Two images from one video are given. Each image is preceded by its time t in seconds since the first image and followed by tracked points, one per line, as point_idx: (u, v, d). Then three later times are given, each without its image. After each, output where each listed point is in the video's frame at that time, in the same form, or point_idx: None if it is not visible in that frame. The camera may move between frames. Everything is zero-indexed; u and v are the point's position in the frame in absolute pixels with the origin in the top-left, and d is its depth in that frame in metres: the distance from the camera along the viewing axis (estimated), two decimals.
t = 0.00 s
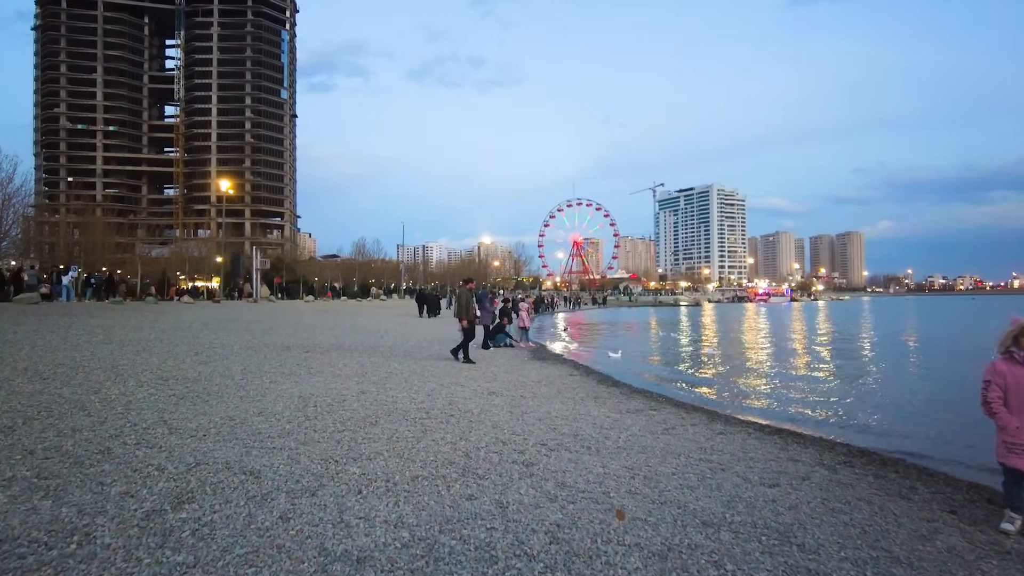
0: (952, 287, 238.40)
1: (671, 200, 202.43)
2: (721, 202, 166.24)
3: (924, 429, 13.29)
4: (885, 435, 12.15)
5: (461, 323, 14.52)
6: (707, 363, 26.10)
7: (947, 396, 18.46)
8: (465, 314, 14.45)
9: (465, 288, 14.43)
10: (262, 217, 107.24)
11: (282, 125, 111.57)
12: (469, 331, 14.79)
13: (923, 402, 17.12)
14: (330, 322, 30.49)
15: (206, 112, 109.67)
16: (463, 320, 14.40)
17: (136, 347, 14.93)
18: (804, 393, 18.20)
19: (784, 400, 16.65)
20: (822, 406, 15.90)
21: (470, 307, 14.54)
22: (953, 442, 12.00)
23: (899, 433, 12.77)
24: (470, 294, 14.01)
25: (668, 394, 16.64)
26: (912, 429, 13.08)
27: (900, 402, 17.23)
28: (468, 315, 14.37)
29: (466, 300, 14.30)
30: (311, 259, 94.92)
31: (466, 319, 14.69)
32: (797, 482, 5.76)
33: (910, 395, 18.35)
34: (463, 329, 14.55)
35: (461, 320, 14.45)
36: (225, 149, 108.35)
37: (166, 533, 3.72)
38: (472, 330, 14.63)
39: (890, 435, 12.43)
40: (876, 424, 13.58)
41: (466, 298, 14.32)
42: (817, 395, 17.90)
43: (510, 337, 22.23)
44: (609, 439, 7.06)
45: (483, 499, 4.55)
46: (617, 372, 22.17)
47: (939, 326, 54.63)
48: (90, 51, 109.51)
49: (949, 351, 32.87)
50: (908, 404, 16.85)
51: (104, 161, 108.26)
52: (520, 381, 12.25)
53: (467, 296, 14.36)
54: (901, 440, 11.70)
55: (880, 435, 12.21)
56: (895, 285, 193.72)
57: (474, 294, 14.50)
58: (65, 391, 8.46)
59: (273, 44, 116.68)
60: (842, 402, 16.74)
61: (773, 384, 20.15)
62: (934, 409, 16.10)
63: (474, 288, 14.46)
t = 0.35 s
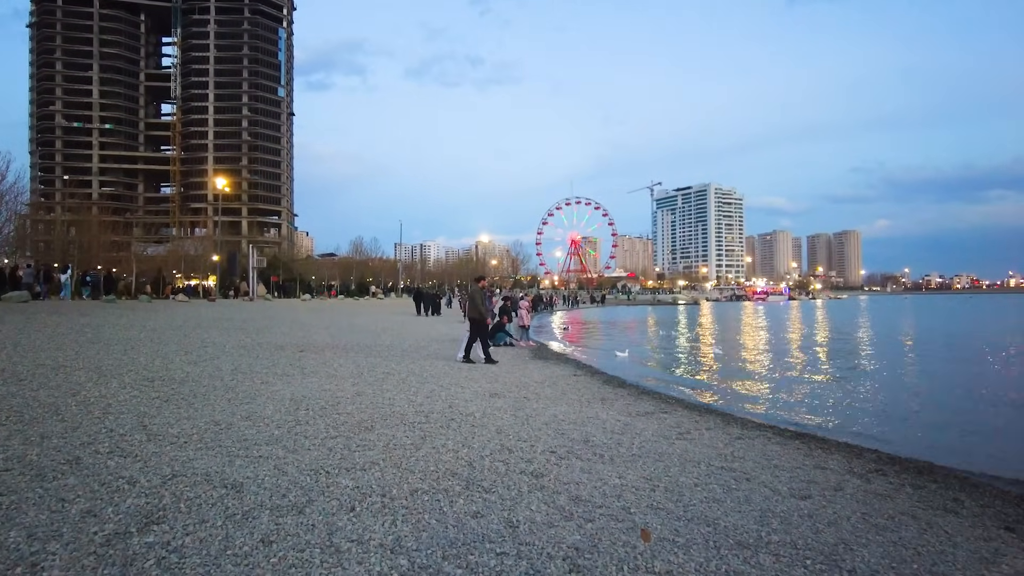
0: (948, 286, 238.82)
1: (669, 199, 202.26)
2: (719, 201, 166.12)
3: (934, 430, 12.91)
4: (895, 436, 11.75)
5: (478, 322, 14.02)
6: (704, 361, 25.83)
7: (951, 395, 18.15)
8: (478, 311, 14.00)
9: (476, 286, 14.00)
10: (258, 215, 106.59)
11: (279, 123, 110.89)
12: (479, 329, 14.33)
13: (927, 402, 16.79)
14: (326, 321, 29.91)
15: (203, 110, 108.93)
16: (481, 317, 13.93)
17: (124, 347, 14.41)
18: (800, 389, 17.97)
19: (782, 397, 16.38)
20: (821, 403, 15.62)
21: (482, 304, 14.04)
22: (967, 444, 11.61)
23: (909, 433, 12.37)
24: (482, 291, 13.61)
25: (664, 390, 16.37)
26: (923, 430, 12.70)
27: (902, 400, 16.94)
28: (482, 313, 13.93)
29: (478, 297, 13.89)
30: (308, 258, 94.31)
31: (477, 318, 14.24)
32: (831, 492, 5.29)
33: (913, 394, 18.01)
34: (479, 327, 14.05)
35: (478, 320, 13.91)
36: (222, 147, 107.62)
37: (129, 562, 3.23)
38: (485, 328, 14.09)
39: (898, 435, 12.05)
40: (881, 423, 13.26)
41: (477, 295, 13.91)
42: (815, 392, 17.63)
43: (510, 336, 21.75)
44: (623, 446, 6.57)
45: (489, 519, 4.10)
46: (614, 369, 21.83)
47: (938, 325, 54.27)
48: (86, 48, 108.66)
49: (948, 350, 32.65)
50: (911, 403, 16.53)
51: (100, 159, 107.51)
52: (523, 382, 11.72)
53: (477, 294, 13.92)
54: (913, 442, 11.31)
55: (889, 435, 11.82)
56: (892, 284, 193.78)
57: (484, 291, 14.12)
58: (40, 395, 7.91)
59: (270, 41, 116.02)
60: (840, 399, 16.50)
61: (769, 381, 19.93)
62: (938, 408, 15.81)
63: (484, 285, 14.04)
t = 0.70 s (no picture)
0: (946, 284, 238.85)
1: (666, 198, 202.13)
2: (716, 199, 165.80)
3: (946, 431, 12.41)
4: (908, 438, 11.26)
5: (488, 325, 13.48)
6: (701, 360, 25.41)
7: (957, 394, 17.69)
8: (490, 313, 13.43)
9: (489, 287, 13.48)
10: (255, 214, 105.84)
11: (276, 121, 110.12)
12: (492, 332, 13.77)
13: (933, 401, 16.34)
14: (322, 320, 29.33)
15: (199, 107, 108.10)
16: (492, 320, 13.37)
17: (107, 348, 13.83)
18: (799, 389, 17.56)
19: (781, 396, 15.94)
20: (822, 403, 15.17)
21: (494, 305, 13.44)
22: (984, 447, 11.12)
23: (920, 433, 11.88)
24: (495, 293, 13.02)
25: (661, 390, 15.92)
26: (935, 431, 12.22)
27: (907, 399, 16.50)
28: (493, 315, 13.35)
29: (491, 298, 13.35)
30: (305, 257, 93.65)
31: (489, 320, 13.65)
32: (874, 516, 4.75)
33: (917, 393, 17.58)
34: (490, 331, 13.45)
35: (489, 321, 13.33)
36: (218, 146, 106.84)
37: None
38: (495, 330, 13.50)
39: (910, 436, 11.57)
40: (889, 423, 12.78)
41: (490, 297, 13.38)
42: (814, 391, 17.22)
43: (511, 335, 21.25)
44: (640, 460, 6.03)
45: (495, 558, 3.56)
46: (610, 369, 21.45)
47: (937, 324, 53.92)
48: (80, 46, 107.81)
49: (950, 348, 32.25)
50: (916, 401, 16.08)
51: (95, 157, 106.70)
52: (525, 386, 11.17)
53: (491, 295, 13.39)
54: (927, 444, 10.82)
55: (902, 438, 11.33)
56: (890, 282, 193.76)
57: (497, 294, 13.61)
58: (6, 403, 7.31)
59: (267, 39, 115.24)
60: (841, 399, 16.06)
61: (768, 380, 19.50)
62: (945, 407, 15.36)
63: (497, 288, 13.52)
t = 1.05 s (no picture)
0: (945, 282, 238.54)
1: (667, 196, 201.46)
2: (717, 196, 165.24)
3: (963, 430, 11.94)
4: (923, 439, 10.82)
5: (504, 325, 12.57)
6: (702, 357, 25.04)
7: (965, 392, 17.31)
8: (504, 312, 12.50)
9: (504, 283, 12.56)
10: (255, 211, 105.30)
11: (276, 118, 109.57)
12: (508, 331, 12.87)
13: (941, 399, 15.95)
14: (320, 318, 28.89)
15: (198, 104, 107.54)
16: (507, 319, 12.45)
17: (97, 345, 13.35)
18: (801, 386, 17.19)
19: (784, 393, 15.57)
20: (826, 399, 14.80)
21: (510, 305, 12.51)
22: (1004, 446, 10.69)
23: (934, 432, 11.45)
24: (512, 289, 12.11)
25: (661, 387, 15.52)
26: (951, 430, 11.80)
27: (914, 396, 16.12)
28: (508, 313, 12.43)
29: (506, 295, 12.44)
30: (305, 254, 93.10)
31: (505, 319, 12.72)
32: (933, 532, 4.24)
33: (924, 391, 17.20)
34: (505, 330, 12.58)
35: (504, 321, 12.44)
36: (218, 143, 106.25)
37: None
38: (512, 331, 12.62)
39: (924, 436, 11.14)
40: (900, 422, 12.38)
41: (504, 293, 12.46)
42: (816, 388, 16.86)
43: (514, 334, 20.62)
44: (662, 467, 5.53)
45: None
46: (612, 366, 21.18)
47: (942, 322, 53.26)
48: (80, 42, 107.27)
49: (952, 346, 31.92)
50: (924, 399, 15.70)
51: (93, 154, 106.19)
52: (530, 385, 10.67)
53: (505, 291, 12.46)
54: (943, 444, 10.38)
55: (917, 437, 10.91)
56: (891, 280, 192.87)
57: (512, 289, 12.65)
58: None
59: (267, 36, 114.67)
60: (845, 396, 15.70)
61: (768, 377, 19.15)
62: (953, 405, 14.98)
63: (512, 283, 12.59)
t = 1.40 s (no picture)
0: (947, 279, 237.91)
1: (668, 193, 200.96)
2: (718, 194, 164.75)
3: (985, 432, 11.44)
4: (928, 438, 10.46)
5: (521, 324, 11.76)
6: (702, 355, 24.67)
7: (964, 389, 17.05)
8: (522, 311, 11.71)
9: (516, 280, 11.82)
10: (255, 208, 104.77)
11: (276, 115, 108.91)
12: (524, 332, 12.12)
13: (940, 395, 15.69)
14: (319, 316, 28.42)
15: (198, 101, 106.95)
16: (525, 319, 11.63)
17: (85, 347, 12.87)
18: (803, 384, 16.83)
19: (785, 391, 15.25)
20: (828, 398, 14.47)
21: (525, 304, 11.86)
22: (1013, 446, 10.31)
23: (938, 431, 11.14)
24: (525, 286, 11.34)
25: (661, 386, 15.15)
26: (963, 429, 11.38)
27: (913, 392, 15.82)
28: (526, 312, 11.60)
29: (521, 293, 11.68)
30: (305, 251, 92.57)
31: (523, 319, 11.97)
32: (996, 571, 3.75)
33: (924, 387, 16.90)
34: (524, 330, 11.78)
35: (520, 322, 11.65)
36: (218, 140, 105.65)
37: None
38: (529, 333, 11.97)
39: (931, 435, 10.78)
40: (904, 420, 12.03)
41: (519, 291, 11.69)
42: (816, 385, 16.53)
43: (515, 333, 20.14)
44: (684, 489, 5.05)
45: None
46: (611, 364, 20.90)
47: (947, 320, 52.82)
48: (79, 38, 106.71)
49: (952, 344, 31.58)
50: (923, 396, 15.40)
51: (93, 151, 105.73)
52: (536, 390, 10.16)
53: (519, 289, 11.70)
54: (951, 444, 10.02)
55: (921, 437, 10.54)
56: (893, 278, 192.23)
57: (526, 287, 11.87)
58: None
59: (267, 32, 114.01)
60: (847, 393, 15.35)
61: (769, 375, 18.77)
62: (954, 402, 14.67)
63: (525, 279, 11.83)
